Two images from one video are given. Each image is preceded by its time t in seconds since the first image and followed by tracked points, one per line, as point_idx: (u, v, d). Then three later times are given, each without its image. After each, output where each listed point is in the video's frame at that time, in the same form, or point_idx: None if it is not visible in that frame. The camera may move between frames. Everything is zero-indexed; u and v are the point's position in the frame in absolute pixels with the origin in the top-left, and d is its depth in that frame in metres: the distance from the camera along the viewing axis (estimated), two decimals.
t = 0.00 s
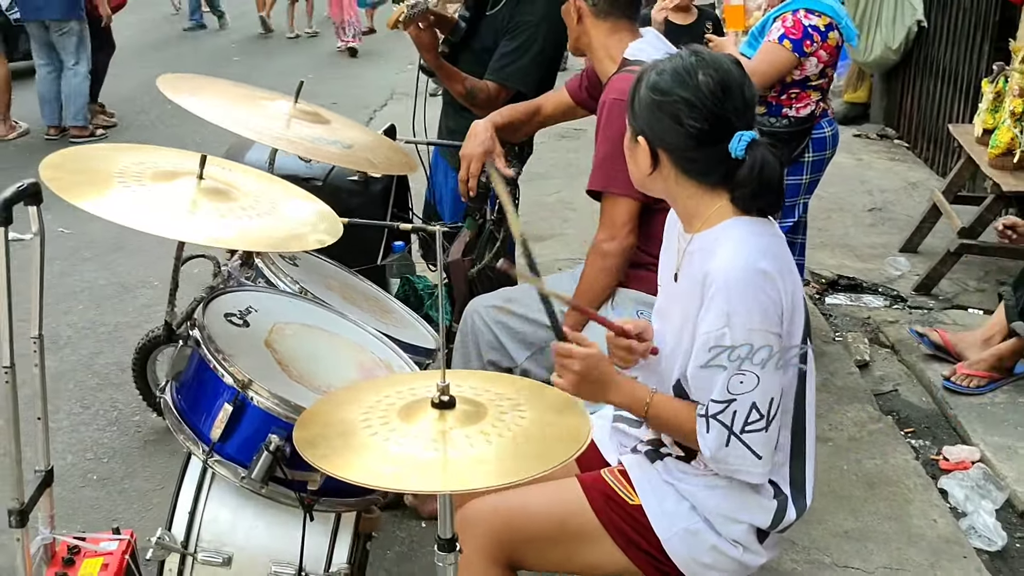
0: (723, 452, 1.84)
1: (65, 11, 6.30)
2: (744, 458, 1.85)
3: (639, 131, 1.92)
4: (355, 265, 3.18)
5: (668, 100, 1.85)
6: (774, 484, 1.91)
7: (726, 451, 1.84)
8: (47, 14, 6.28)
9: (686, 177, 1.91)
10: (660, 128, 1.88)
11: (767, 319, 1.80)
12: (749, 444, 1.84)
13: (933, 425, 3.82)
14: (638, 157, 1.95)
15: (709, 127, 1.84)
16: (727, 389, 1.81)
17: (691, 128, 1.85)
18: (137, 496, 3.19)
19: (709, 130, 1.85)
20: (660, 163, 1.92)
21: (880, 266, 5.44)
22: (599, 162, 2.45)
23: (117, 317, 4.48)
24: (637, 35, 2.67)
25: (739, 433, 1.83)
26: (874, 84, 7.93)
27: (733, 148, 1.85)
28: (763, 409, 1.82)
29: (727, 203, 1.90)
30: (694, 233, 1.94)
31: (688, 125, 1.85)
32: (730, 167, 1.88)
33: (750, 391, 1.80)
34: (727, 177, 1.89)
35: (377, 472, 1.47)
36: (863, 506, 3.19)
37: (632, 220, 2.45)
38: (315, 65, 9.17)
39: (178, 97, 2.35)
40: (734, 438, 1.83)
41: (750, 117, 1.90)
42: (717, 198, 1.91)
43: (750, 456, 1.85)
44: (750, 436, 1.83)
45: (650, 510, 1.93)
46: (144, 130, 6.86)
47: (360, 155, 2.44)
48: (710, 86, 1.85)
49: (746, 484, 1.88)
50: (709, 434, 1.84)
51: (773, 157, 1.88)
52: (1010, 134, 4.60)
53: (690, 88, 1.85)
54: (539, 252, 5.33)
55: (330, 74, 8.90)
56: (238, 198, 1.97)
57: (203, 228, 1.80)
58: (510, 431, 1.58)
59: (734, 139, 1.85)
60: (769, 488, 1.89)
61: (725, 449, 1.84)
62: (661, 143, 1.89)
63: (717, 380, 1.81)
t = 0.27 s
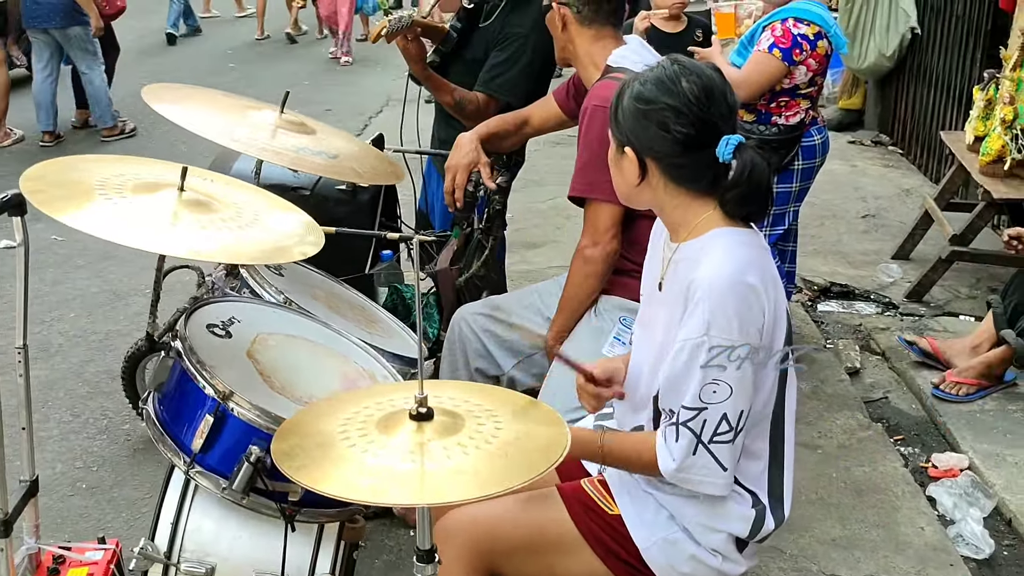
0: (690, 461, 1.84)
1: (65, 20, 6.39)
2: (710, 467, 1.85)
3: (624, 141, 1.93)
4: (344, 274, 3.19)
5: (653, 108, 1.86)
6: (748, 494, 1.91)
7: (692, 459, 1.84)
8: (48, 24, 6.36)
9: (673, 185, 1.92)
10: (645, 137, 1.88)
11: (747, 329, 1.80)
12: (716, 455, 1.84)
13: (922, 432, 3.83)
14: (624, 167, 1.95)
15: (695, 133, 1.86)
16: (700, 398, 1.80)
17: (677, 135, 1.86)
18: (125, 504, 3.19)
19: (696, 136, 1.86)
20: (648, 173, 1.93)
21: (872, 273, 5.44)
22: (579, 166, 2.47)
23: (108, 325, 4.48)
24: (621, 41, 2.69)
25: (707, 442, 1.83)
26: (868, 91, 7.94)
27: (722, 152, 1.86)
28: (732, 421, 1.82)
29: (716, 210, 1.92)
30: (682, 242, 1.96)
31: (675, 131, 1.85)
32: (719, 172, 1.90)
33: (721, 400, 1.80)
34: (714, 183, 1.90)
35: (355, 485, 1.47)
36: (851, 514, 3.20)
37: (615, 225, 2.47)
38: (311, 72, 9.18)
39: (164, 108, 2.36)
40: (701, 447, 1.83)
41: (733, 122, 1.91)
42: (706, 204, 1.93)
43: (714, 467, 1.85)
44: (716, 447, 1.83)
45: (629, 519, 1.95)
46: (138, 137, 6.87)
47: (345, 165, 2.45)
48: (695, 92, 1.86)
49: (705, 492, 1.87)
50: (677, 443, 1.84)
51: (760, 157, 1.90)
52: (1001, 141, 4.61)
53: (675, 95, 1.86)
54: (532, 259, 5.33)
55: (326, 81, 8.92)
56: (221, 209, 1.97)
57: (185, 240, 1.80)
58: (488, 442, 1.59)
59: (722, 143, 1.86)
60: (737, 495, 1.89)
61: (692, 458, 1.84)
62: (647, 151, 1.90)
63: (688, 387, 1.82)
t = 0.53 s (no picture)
0: (698, 462, 1.84)
1: (93, 17, 6.47)
2: (721, 466, 1.85)
3: (615, 137, 1.93)
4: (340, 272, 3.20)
5: (646, 104, 1.87)
6: (748, 489, 1.92)
7: (701, 460, 1.84)
8: (74, 22, 6.45)
9: (666, 181, 1.92)
10: (638, 133, 1.89)
11: (739, 325, 1.81)
12: (725, 453, 1.84)
13: (918, 431, 3.83)
14: (615, 165, 1.95)
15: (688, 128, 1.86)
16: (699, 397, 1.81)
17: (670, 130, 1.86)
18: (120, 503, 3.20)
19: (690, 131, 1.86)
20: (641, 170, 1.93)
21: (868, 274, 5.45)
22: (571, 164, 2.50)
23: (105, 326, 4.49)
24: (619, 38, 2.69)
25: (714, 441, 1.83)
26: (865, 93, 7.95)
27: (714, 146, 1.86)
28: (737, 417, 1.83)
29: (708, 207, 1.92)
30: (672, 239, 1.95)
31: (669, 127, 1.86)
32: (711, 166, 1.90)
33: (724, 399, 1.81)
34: (707, 179, 1.91)
35: (347, 478, 1.48)
36: (846, 511, 3.20)
37: (607, 221, 2.49)
38: (308, 74, 9.18)
39: (158, 105, 2.36)
40: (708, 447, 1.83)
41: (724, 117, 1.92)
42: (697, 201, 1.93)
43: (725, 464, 1.85)
44: (725, 445, 1.83)
45: (624, 515, 1.94)
46: (136, 139, 6.87)
47: (339, 163, 2.45)
48: (686, 87, 1.86)
49: (718, 493, 1.87)
50: (683, 444, 1.84)
51: (752, 151, 1.91)
52: (995, 142, 4.62)
53: (667, 91, 1.86)
54: (529, 260, 5.34)
55: (324, 84, 8.93)
56: (213, 205, 1.98)
57: (176, 234, 1.81)
58: (480, 436, 1.60)
59: (716, 137, 1.86)
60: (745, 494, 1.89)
61: (701, 457, 1.84)
62: (639, 148, 1.90)
63: (688, 386, 1.82)
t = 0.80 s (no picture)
0: (693, 454, 1.85)
1: (108, 17, 6.49)
2: (715, 459, 1.85)
3: (616, 132, 1.93)
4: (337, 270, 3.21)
5: (648, 96, 1.88)
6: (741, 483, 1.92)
7: (696, 453, 1.84)
8: (88, 22, 6.47)
9: (668, 173, 1.93)
10: (639, 126, 1.89)
11: (737, 319, 1.81)
12: (720, 446, 1.84)
13: (915, 430, 3.84)
14: (617, 159, 1.95)
15: (691, 119, 1.87)
16: (697, 390, 1.82)
17: (673, 121, 1.87)
18: (118, 501, 3.20)
19: (692, 122, 1.88)
20: (644, 164, 1.93)
21: (865, 273, 5.46)
22: (568, 154, 2.50)
23: (103, 325, 4.49)
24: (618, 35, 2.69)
25: (709, 434, 1.83)
26: (862, 94, 7.96)
27: (718, 137, 1.87)
28: (733, 410, 1.83)
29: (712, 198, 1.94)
30: (673, 232, 1.96)
31: (672, 118, 1.87)
32: (713, 156, 1.91)
33: (720, 391, 1.81)
34: (707, 170, 1.92)
35: (347, 469, 1.48)
36: (842, 509, 3.20)
37: (603, 215, 2.50)
38: (307, 76, 9.19)
39: (154, 102, 2.37)
40: (704, 439, 1.84)
41: (723, 107, 1.93)
42: (697, 194, 1.94)
43: (719, 457, 1.85)
44: (719, 437, 1.84)
45: (618, 509, 1.95)
46: (134, 140, 6.88)
47: (335, 160, 2.45)
48: (687, 79, 1.88)
49: (711, 485, 1.87)
50: (679, 437, 1.85)
51: (756, 140, 1.91)
52: (992, 141, 4.64)
53: (668, 82, 1.88)
54: (527, 260, 5.35)
55: (322, 85, 8.93)
56: (210, 199, 1.98)
57: (172, 228, 1.81)
58: (477, 426, 1.60)
59: (717, 127, 1.88)
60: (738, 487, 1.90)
61: (696, 450, 1.84)
62: (641, 141, 1.90)
63: (687, 379, 1.83)
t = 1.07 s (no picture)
0: (684, 455, 1.83)
1: (112, 17, 6.48)
2: (706, 460, 1.83)
3: (604, 131, 1.91)
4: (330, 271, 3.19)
5: (636, 94, 1.86)
6: (732, 484, 1.89)
7: (687, 454, 1.82)
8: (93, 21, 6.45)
9: (660, 170, 1.91)
10: (629, 124, 1.87)
11: (730, 319, 1.80)
12: (711, 447, 1.82)
13: (912, 431, 3.82)
14: (608, 159, 1.93)
15: (681, 114, 1.86)
16: (690, 391, 1.80)
17: (663, 117, 1.85)
18: (109, 504, 3.18)
19: (683, 118, 1.86)
20: (636, 162, 1.91)
21: (863, 274, 5.44)
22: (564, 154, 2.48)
23: (98, 327, 4.47)
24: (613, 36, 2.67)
25: (701, 435, 1.81)
26: (861, 95, 7.95)
27: (709, 129, 1.86)
28: (724, 411, 1.81)
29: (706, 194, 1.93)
30: (666, 230, 1.94)
31: (662, 114, 1.85)
32: (706, 150, 1.90)
33: (713, 392, 1.79)
34: (699, 165, 1.91)
35: (334, 470, 1.46)
36: (838, 511, 3.18)
37: (599, 218, 2.48)
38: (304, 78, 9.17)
39: (145, 103, 2.36)
40: (695, 440, 1.81)
41: (712, 102, 1.92)
42: (691, 192, 1.93)
43: (711, 459, 1.83)
44: (711, 438, 1.82)
45: (607, 511, 1.92)
46: (130, 142, 6.86)
47: (325, 159, 2.43)
48: (674, 74, 1.86)
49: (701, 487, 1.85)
50: (670, 438, 1.83)
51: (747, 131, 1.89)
52: (990, 142, 4.63)
53: (656, 79, 1.86)
54: (524, 261, 5.33)
55: (320, 87, 8.92)
56: (195, 196, 1.97)
57: (157, 226, 1.79)
58: (465, 426, 1.58)
59: (708, 121, 1.86)
60: (729, 488, 1.87)
61: (687, 451, 1.82)
62: (631, 139, 1.88)
63: (679, 380, 1.81)
